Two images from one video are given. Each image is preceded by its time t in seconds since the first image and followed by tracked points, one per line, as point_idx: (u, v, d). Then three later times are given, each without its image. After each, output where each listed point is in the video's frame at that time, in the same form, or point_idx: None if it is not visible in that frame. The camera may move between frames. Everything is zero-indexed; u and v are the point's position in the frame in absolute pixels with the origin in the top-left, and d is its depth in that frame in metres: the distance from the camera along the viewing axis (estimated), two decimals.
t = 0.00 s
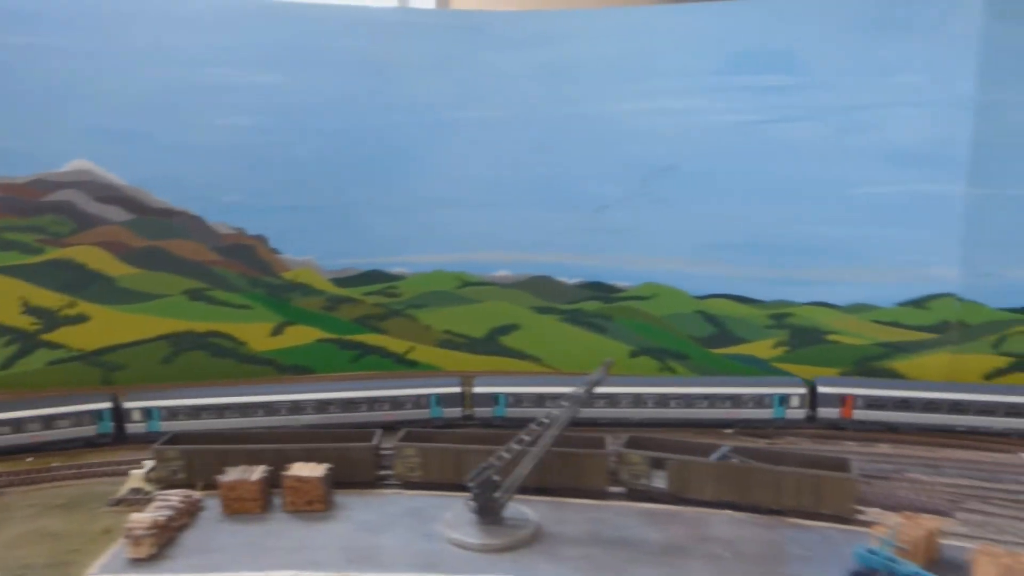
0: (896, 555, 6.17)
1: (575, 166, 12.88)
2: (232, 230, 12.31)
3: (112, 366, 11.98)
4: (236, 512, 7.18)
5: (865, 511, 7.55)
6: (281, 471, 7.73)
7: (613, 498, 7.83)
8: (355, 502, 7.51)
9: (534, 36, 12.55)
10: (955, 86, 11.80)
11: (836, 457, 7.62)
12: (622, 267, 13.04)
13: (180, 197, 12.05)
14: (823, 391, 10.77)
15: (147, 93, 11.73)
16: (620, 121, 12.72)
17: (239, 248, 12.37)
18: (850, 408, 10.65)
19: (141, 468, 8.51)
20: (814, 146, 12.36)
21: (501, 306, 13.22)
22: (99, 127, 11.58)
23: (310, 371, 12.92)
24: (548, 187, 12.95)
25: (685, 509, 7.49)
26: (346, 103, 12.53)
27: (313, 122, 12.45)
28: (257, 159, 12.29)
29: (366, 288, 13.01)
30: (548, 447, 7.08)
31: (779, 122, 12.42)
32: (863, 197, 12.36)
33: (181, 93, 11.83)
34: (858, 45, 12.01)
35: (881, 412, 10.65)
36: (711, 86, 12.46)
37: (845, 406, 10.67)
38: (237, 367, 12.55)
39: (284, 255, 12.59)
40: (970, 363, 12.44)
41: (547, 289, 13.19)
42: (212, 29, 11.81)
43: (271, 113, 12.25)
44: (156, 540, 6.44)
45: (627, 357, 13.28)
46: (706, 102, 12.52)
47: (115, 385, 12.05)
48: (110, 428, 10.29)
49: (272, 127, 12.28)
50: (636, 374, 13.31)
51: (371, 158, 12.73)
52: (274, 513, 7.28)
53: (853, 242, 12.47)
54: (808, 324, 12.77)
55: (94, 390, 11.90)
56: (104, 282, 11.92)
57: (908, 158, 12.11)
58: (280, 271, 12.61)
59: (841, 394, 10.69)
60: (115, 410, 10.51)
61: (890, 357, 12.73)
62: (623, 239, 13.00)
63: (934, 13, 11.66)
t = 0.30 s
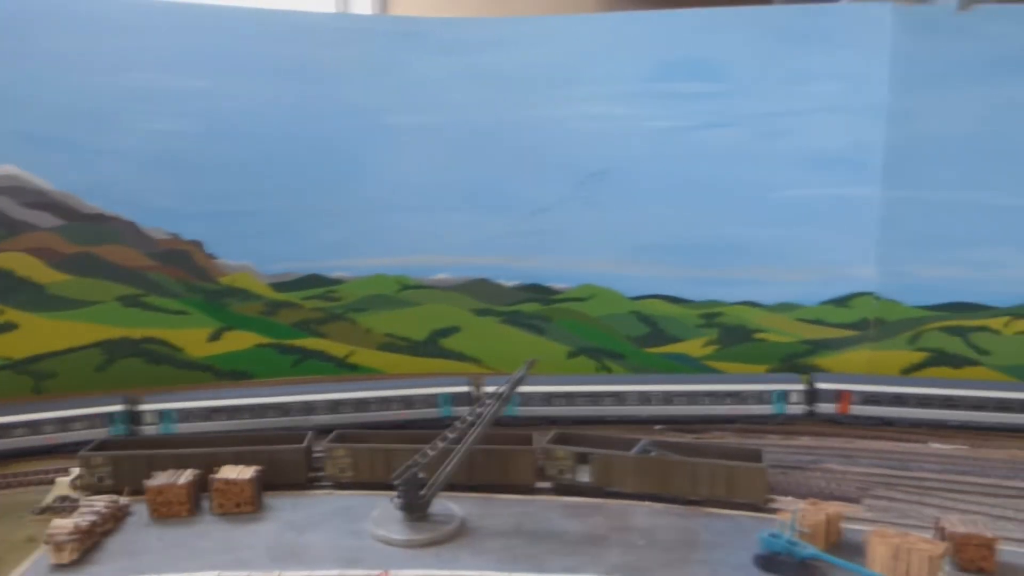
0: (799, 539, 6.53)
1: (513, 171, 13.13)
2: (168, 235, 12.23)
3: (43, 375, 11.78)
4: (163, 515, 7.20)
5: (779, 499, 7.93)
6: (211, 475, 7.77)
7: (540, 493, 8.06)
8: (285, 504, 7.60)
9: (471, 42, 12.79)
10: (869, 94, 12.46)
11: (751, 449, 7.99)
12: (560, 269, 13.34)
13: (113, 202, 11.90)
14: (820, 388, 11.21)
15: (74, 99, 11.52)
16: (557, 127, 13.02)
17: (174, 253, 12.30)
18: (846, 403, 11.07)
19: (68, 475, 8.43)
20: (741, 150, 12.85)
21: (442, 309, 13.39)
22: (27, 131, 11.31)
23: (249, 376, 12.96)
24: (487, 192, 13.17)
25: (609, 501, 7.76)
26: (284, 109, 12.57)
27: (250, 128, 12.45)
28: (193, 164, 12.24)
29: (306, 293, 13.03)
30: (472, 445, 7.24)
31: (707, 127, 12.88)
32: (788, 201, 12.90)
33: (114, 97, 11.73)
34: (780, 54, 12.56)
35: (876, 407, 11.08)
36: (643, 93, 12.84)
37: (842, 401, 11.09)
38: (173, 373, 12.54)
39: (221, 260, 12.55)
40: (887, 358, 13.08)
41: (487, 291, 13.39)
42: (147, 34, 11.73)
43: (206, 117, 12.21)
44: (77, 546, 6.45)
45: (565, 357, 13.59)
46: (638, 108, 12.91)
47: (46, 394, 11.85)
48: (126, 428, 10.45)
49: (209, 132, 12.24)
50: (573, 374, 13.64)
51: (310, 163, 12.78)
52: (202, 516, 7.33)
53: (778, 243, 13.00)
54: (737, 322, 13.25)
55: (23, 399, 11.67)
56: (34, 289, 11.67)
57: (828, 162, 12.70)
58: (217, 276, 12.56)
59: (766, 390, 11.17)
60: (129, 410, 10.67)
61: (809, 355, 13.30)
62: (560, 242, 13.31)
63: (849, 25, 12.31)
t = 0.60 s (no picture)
0: (740, 526, 6.76)
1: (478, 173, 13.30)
2: (131, 237, 12.24)
3: (4, 378, 11.72)
4: (120, 514, 7.28)
5: (727, 489, 8.18)
6: (168, 473, 7.86)
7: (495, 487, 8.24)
8: (242, 500, 7.71)
9: (437, 45, 12.95)
10: (825, 97, 12.78)
11: (701, 440, 8.23)
12: (525, 269, 13.52)
13: (76, 205, 11.87)
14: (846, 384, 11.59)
15: (42, 97, 11.54)
16: (522, 129, 13.21)
17: (137, 255, 12.31)
18: (873, 399, 11.43)
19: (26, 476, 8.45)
20: (700, 152, 13.12)
21: (408, 309, 13.52)
22: None
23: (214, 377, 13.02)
24: (454, 194, 13.34)
25: (562, 493, 7.96)
26: (250, 111, 12.64)
27: (214, 130, 12.49)
28: (156, 166, 12.27)
29: (272, 293, 13.09)
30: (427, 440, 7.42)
31: (667, 130, 13.12)
32: (747, 201, 13.19)
33: (77, 98, 11.72)
34: (741, 58, 12.82)
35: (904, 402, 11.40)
36: (606, 96, 13.08)
37: (868, 397, 11.46)
38: (138, 376, 12.57)
39: (185, 261, 12.57)
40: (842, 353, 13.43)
41: (453, 291, 13.55)
42: (110, 36, 11.76)
43: (170, 119, 12.25)
44: (32, 544, 6.50)
45: (531, 356, 13.78)
46: (600, 111, 13.14)
47: (8, 398, 11.80)
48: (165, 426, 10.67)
49: (173, 134, 12.28)
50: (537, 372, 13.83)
51: (275, 165, 12.85)
52: (159, 514, 7.41)
53: (738, 243, 13.30)
54: (697, 320, 13.52)
55: None
56: None
57: (786, 163, 13.00)
58: (181, 277, 12.59)
59: (723, 386, 11.48)
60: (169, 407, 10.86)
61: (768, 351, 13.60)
62: (524, 243, 13.49)
63: (806, 29, 12.59)
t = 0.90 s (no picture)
0: (666, 511, 7.01)
1: (426, 170, 13.41)
2: (70, 236, 12.11)
3: None
4: (55, 513, 7.25)
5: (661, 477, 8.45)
6: (104, 472, 7.84)
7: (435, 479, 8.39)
8: (180, 497, 7.73)
9: (383, 43, 13.00)
10: (763, 97, 13.15)
11: (635, 430, 8.49)
12: (473, 266, 13.67)
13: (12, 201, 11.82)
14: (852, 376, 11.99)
15: None
16: (469, 126, 13.34)
17: (78, 254, 12.16)
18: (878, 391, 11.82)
19: None
20: (643, 151, 13.42)
21: (357, 306, 13.56)
22: None
23: (159, 377, 12.93)
24: (401, 191, 13.41)
25: (500, 484, 8.14)
26: (193, 108, 12.55)
27: (155, 127, 12.39)
28: (96, 164, 12.14)
29: (218, 292, 13.01)
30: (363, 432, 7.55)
31: (611, 129, 13.38)
32: (689, 198, 13.52)
33: (13, 96, 11.60)
34: (683, 58, 13.11)
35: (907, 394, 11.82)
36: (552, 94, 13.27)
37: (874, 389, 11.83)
38: (80, 376, 12.42)
39: (128, 260, 12.46)
40: (781, 345, 13.88)
41: (403, 288, 13.64)
42: (47, 33, 11.61)
43: (109, 116, 12.13)
44: None
45: (480, 351, 13.96)
46: (546, 110, 13.33)
47: None
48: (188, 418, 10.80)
49: (113, 131, 12.17)
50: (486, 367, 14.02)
51: (220, 163, 12.78)
52: (94, 512, 7.40)
53: (681, 239, 13.63)
54: (642, 314, 13.84)
55: None
56: None
57: (727, 161, 13.35)
58: (124, 276, 12.47)
59: (665, 378, 11.77)
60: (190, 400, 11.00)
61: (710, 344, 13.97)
62: (472, 240, 13.62)
63: (745, 31, 12.92)
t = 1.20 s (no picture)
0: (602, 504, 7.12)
1: (379, 168, 13.41)
2: (14, 233, 11.95)
3: None
4: None
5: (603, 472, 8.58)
6: (40, 471, 7.76)
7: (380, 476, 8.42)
8: (118, 496, 7.68)
9: (336, 41, 12.96)
10: (712, 98, 13.38)
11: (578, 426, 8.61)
12: (426, 264, 13.71)
13: None
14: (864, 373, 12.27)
15: None
16: (422, 125, 13.38)
17: (21, 251, 11.97)
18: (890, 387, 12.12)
19: None
20: (595, 151, 13.58)
21: (310, 305, 13.50)
22: None
23: (107, 377, 12.75)
24: (354, 189, 13.40)
25: (443, 480, 8.21)
26: (141, 104, 12.41)
27: (102, 123, 12.22)
28: (40, 160, 11.96)
29: (168, 290, 12.89)
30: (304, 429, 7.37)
31: (564, 128, 13.51)
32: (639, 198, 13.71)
33: None
34: (634, 59, 13.28)
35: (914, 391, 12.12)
36: (505, 93, 13.35)
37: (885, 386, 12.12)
38: (25, 376, 12.23)
39: (75, 257, 12.27)
40: (730, 341, 14.14)
41: (357, 287, 13.62)
42: None
43: (53, 111, 11.93)
44: None
45: (434, 349, 14.04)
46: (499, 109, 13.41)
47: None
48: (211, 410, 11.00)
49: (58, 127, 11.97)
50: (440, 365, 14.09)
51: (169, 160, 12.65)
52: (29, 512, 7.31)
53: (632, 238, 13.82)
54: (594, 312, 14.01)
55: None
56: None
57: (676, 160, 13.56)
58: (70, 274, 12.27)
59: (615, 374, 11.93)
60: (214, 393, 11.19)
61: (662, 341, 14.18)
62: (425, 238, 13.68)
63: (695, 33, 13.13)
